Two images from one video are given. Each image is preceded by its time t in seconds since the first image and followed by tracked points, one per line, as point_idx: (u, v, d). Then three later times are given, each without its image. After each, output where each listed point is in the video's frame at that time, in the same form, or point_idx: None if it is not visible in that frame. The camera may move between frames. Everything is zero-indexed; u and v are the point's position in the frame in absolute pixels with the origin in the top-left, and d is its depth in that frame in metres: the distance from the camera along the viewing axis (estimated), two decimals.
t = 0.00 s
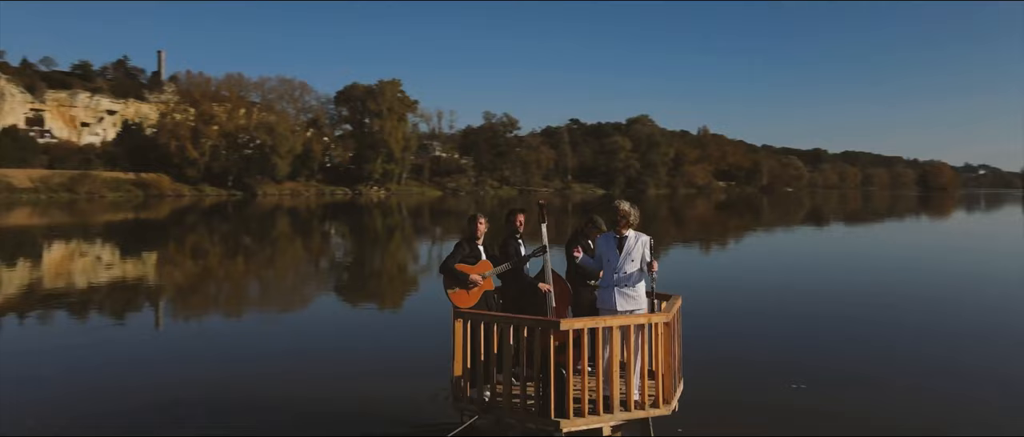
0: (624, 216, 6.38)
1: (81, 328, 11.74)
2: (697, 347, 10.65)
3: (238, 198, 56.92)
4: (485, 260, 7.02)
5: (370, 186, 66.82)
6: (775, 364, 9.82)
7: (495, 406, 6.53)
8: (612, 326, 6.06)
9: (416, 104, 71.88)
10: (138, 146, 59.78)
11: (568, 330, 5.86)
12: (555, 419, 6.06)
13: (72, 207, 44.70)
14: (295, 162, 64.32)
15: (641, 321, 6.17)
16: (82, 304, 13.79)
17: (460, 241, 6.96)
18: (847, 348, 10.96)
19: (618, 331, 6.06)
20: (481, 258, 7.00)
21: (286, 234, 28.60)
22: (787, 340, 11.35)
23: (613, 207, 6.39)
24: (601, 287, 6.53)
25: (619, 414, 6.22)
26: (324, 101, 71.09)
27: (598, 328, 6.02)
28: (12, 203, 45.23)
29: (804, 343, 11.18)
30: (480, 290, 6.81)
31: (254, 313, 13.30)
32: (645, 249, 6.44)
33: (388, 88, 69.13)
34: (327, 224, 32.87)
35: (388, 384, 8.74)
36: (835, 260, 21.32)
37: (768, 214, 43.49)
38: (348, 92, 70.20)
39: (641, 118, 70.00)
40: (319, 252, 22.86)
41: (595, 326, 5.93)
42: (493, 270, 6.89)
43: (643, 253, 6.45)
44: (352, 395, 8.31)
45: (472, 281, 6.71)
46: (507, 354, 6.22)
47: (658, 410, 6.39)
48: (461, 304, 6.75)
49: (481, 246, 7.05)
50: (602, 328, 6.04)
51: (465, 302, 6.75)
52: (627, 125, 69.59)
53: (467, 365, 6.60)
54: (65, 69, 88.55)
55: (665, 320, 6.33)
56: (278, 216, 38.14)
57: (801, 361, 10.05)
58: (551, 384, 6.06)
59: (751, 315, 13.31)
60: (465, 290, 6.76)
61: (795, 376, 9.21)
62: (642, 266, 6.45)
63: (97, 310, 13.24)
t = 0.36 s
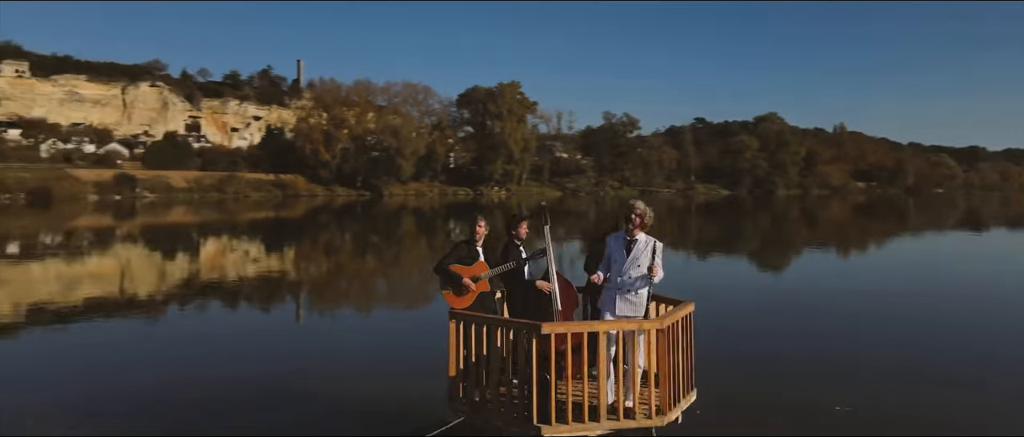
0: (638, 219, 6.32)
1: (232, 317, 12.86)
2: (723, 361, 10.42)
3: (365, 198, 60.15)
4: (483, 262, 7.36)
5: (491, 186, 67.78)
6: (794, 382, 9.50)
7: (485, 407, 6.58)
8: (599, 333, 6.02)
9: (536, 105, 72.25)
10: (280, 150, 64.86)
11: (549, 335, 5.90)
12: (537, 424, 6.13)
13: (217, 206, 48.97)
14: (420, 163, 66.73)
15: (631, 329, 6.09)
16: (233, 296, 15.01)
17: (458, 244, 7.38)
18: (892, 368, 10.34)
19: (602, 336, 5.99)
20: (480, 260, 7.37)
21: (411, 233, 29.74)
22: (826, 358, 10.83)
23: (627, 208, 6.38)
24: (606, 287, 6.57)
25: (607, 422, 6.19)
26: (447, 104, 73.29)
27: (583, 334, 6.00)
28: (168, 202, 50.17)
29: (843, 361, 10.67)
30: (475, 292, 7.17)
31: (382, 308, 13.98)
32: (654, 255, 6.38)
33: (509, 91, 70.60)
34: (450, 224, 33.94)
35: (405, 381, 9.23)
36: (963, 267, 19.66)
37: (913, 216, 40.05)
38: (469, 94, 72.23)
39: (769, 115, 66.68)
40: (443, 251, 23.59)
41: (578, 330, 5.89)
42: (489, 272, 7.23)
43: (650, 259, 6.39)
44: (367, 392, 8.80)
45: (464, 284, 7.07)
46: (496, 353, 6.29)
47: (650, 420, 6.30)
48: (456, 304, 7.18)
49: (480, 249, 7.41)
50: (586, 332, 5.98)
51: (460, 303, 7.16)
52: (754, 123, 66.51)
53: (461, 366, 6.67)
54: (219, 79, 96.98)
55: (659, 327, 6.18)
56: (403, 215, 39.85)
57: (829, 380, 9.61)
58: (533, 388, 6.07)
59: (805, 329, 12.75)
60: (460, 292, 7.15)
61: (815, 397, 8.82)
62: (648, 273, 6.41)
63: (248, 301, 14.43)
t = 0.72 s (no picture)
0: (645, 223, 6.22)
1: (370, 312, 13.53)
2: (736, 365, 10.05)
3: (493, 198, 61.11)
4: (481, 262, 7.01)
5: (618, 187, 66.92)
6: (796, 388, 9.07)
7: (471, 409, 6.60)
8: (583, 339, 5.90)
9: (664, 104, 70.71)
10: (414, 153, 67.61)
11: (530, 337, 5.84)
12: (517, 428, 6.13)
13: (357, 205, 51.62)
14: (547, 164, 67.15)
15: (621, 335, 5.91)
16: (374, 292, 15.74)
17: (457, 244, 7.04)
18: (926, 379, 9.56)
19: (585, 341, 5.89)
20: (477, 259, 7.02)
21: (539, 233, 30.11)
22: (861, 366, 10.15)
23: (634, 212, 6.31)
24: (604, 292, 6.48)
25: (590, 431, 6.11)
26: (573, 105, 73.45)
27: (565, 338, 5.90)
28: (311, 201, 53.60)
29: (873, 371, 9.98)
30: (473, 291, 6.84)
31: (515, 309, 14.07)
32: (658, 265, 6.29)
33: (636, 91, 69.68)
34: (577, 224, 34.09)
35: (421, 370, 9.50)
36: None
37: None
38: (596, 95, 72.13)
39: (923, 111, 61.51)
40: (573, 252, 23.59)
41: (556, 335, 5.83)
42: (487, 272, 6.89)
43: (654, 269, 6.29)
44: (382, 379, 9.14)
45: (463, 284, 6.74)
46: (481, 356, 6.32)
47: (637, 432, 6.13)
48: (453, 305, 6.85)
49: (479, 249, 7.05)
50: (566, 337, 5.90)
51: (458, 303, 6.85)
52: (906, 119, 61.57)
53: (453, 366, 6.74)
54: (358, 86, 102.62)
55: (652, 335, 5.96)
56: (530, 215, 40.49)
57: (840, 389, 9.05)
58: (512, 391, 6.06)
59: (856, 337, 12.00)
60: (457, 291, 6.83)
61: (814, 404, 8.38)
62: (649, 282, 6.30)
63: (386, 296, 15.14)
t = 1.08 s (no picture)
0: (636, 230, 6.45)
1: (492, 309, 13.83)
2: (758, 367, 9.73)
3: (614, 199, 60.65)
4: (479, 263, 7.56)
5: (746, 188, 64.31)
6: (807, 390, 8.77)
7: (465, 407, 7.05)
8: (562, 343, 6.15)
9: (795, 101, 67.22)
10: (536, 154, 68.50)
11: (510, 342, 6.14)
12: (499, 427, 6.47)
13: (479, 206, 52.82)
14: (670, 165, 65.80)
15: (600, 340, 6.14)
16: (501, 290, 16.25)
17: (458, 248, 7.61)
18: None
19: (564, 346, 6.16)
20: (475, 261, 7.57)
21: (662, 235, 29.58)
22: (944, 373, 9.64)
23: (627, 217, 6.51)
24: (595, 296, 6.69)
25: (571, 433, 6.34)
26: (697, 103, 71.56)
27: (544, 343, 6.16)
28: (434, 202, 55.47)
29: (907, 378, 9.40)
30: (470, 292, 7.32)
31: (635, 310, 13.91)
32: (646, 273, 6.52)
33: (765, 87, 66.75)
34: (703, 226, 33.17)
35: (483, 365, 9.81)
36: None
37: None
38: (720, 93, 69.95)
39: None
40: (699, 254, 22.99)
41: (536, 340, 6.12)
42: (484, 273, 7.35)
43: (642, 278, 6.51)
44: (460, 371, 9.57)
45: (458, 284, 7.25)
46: (474, 357, 6.72)
47: None
48: (451, 305, 7.35)
49: (478, 251, 7.61)
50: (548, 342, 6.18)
51: (457, 304, 7.34)
52: None
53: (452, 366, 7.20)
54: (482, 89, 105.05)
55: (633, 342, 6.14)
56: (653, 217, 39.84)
57: (854, 396, 8.62)
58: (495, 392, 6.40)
59: (904, 341, 11.33)
60: (456, 293, 7.32)
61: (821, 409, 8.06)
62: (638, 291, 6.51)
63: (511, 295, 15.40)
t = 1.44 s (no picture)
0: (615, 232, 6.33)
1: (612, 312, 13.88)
2: (779, 378, 9.41)
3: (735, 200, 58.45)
4: (478, 265, 7.26)
5: (882, 189, 60.03)
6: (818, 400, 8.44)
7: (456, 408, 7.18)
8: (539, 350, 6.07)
9: (939, 94, 62.04)
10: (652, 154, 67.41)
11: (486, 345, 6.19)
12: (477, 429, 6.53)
13: (591, 206, 52.49)
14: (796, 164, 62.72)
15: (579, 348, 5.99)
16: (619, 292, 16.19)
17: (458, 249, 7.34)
18: None
19: (542, 352, 6.04)
20: (475, 262, 7.30)
21: (788, 238, 28.18)
22: None
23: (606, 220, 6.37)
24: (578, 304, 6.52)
25: None
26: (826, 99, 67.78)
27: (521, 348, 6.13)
28: (549, 203, 55.93)
29: (949, 391, 8.76)
30: (468, 295, 7.10)
31: (758, 316, 13.35)
32: (632, 274, 6.41)
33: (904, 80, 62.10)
34: (835, 229, 31.26)
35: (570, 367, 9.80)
36: None
37: None
38: (852, 88, 65.86)
39: None
40: (828, 259, 21.74)
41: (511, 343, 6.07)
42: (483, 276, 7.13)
43: (628, 280, 6.41)
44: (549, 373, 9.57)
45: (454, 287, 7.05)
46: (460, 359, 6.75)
47: None
48: (448, 308, 7.16)
49: (477, 252, 7.31)
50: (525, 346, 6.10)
51: (454, 306, 7.12)
52: None
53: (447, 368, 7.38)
54: (599, 89, 104.34)
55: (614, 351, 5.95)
56: (777, 218, 38.07)
57: (871, 408, 8.19)
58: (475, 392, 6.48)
59: (973, 353, 10.51)
60: (453, 296, 7.11)
61: (822, 418, 7.84)
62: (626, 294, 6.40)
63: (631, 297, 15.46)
